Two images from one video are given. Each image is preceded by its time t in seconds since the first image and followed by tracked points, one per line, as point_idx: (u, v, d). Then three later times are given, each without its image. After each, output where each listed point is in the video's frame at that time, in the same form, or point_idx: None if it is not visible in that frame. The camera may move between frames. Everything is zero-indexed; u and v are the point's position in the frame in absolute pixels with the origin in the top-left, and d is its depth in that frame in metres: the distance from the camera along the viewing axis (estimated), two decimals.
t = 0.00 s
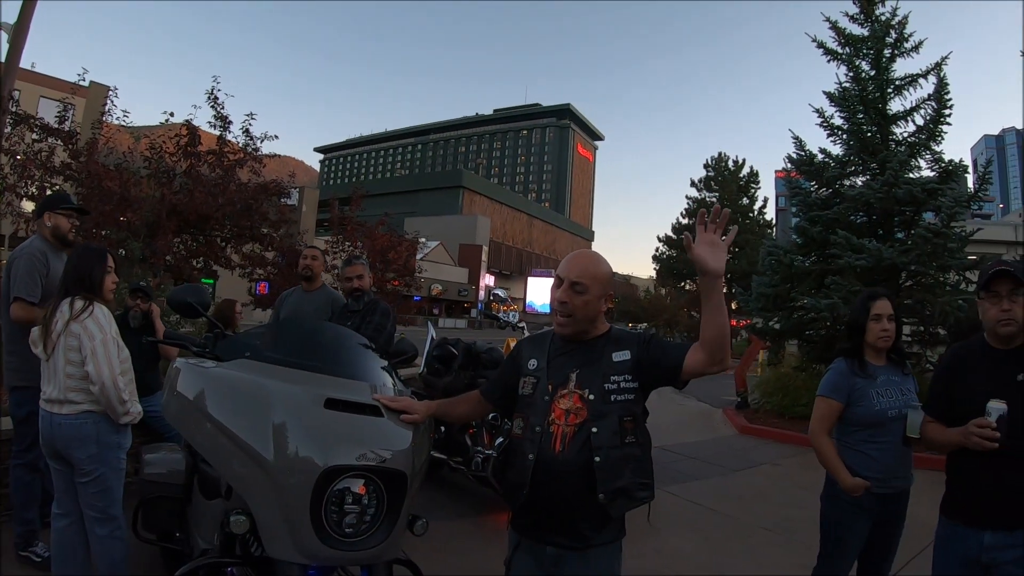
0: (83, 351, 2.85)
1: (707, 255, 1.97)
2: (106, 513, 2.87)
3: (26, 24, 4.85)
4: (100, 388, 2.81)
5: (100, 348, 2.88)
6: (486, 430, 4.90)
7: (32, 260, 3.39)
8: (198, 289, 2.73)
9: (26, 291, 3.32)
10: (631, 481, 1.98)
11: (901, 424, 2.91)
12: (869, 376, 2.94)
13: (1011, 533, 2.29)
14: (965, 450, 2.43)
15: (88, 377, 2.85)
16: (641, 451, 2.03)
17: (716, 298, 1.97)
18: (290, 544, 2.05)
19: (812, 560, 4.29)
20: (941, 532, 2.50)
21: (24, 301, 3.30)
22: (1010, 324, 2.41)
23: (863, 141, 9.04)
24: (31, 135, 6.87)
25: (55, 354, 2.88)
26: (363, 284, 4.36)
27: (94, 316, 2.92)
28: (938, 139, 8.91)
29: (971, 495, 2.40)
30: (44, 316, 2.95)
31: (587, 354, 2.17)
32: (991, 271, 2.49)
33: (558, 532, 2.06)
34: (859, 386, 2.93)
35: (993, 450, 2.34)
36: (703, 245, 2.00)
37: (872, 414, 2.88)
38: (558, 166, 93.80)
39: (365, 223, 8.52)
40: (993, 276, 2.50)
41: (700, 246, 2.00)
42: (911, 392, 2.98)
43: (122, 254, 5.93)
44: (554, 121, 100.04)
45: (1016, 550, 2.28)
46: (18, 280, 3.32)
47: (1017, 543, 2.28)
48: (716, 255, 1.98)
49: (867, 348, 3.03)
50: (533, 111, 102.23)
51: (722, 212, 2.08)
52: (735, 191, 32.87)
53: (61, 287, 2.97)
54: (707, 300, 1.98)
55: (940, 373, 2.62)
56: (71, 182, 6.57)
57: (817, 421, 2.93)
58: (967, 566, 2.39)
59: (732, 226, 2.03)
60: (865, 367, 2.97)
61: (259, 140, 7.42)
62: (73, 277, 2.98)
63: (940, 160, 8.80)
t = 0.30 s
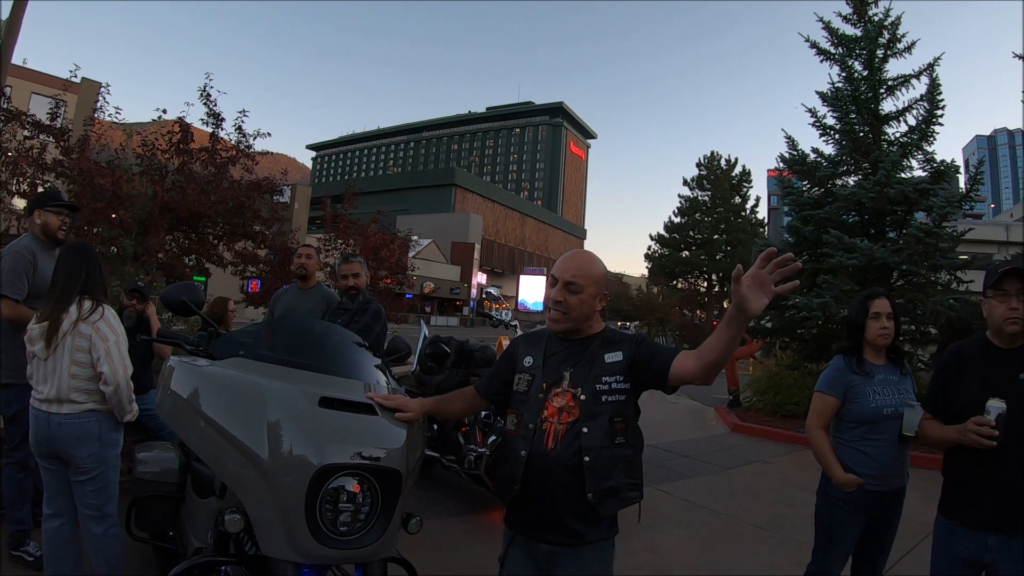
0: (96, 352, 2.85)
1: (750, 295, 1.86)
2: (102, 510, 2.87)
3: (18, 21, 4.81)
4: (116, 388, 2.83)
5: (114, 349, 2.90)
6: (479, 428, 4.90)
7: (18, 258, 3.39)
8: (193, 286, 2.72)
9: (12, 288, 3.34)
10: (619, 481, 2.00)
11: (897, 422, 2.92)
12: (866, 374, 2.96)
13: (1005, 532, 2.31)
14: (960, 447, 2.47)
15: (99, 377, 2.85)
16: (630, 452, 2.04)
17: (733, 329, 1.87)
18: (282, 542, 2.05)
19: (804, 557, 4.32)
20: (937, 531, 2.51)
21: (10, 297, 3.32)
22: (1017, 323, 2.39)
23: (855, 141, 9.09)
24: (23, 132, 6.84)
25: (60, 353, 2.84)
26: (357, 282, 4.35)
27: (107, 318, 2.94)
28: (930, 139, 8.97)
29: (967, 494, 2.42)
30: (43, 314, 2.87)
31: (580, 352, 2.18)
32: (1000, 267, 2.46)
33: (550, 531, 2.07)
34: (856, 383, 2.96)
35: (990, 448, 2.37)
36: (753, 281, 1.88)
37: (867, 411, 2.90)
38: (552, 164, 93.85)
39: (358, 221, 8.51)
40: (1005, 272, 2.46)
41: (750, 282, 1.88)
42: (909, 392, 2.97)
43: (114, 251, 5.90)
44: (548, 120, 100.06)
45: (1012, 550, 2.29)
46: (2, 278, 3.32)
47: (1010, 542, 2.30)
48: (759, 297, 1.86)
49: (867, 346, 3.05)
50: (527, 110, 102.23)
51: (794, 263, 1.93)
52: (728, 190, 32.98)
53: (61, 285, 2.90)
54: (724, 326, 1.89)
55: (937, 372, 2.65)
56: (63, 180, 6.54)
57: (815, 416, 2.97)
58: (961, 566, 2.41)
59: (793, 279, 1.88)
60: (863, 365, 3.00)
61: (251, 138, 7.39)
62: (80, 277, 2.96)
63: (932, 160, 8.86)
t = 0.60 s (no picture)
0: (111, 355, 2.88)
1: (747, 294, 1.86)
2: (101, 508, 2.87)
3: (13, 18, 4.79)
4: (134, 391, 2.90)
5: (128, 353, 2.95)
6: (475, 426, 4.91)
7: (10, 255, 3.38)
8: (189, 286, 2.72)
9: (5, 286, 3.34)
10: (615, 481, 2.01)
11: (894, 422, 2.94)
12: (863, 374, 2.98)
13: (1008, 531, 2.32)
14: (969, 448, 2.45)
15: (111, 380, 2.88)
16: (626, 451, 2.06)
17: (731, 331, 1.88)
18: (279, 541, 2.05)
19: (798, 555, 4.34)
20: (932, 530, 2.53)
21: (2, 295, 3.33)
22: None
23: (850, 141, 9.13)
24: (16, 130, 6.81)
25: (69, 354, 2.82)
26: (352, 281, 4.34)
27: (119, 321, 2.97)
28: (924, 139, 9.01)
29: (973, 494, 2.42)
30: (47, 314, 2.82)
31: (577, 351, 2.19)
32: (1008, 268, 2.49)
33: (545, 529, 2.08)
34: (853, 382, 2.98)
35: (1000, 448, 2.37)
36: (749, 280, 1.88)
37: (864, 411, 2.92)
38: (547, 163, 93.87)
39: (353, 219, 8.51)
40: (1014, 273, 2.48)
41: (747, 281, 1.88)
42: (906, 392, 2.99)
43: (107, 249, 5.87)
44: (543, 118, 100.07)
45: (1009, 548, 2.32)
46: None
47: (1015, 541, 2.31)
48: (755, 296, 1.86)
49: (865, 345, 3.07)
50: (522, 108, 102.19)
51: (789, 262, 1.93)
52: (722, 189, 33.06)
53: (68, 286, 2.86)
54: (721, 326, 1.90)
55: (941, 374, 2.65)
56: (56, 177, 6.51)
57: (811, 415, 2.99)
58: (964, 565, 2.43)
59: (788, 278, 1.88)
60: (860, 365, 3.02)
61: (246, 136, 7.37)
62: (89, 279, 2.95)
63: (926, 160, 8.90)
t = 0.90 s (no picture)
0: (117, 354, 2.89)
1: (745, 301, 1.87)
2: (100, 507, 2.88)
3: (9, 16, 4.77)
4: (138, 390, 2.92)
5: (133, 352, 2.96)
6: (472, 425, 4.92)
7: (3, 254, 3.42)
8: (186, 285, 2.72)
9: None
10: (612, 479, 2.02)
11: (889, 420, 2.96)
12: (859, 372, 3.00)
13: (1005, 531, 2.35)
14: (975, 447, 2.47)
15: (116, 378, 2.88)
16: (621, 449, 2.07)
17: (728, 338, 1.89)
18: (277, 539, 2.06)
19: (792, 554, 4.37)
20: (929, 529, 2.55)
21: None
22: None
23: (845, 140, 9.16)
24: (11, 127, 6.78)
25: (75, 353, 2.83)
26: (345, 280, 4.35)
27: (124, 321, 2.98)
28: (919, 139, 9.05)
29: (974, 493, 2.44)
30: (52, 313, 2.81)
31: (573, 350, 2.20)
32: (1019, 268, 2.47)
33: (542, 527, 2.09)
34: (848, 381, 3.00)
35: (1005, 448, 2.39)
36: (748, 287, 1.90)
37: (860, 409, 2.94)
38: (543, 162, 93.89)
39: (348, 218, 8.51)
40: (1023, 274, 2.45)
41: (746, 288, 1.90)
42: (902, 391, 3.01)
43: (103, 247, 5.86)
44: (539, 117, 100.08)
45: (1006, 547, 2.34)
46: None
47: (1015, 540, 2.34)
48: (754, 303, 1.87)
49: (861, 344, 3.09)
50: (519, 107, 102.17)
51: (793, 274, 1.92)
52: (717, 188, 33.13)
53: (74, 286, 2.86)
54: (719, 330, 1.92)
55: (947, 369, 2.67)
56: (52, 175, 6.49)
57: (808, 414, 3.00)
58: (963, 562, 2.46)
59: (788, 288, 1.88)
60: (856, 363, 3.04)
61: (241, 134, 7.36)
62: (94, 279, 2.96)
63: (921, 160, 8.94)
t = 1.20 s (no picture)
0: (118, 353, 2.89)
1: (736, 294, 1.88)
2: (98, 506, 2.88)
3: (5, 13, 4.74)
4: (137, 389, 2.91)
5: (133, 351, 2.96)
6: (468, 424, 4.93)
7: None
8: (183, 283, 2.73)
9: None
10: (609, 477, 2.03)
11: (884, 417, 2.97)
12: (853, 370, 3.02)
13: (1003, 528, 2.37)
14: (984, 449, 2.47)
15: (115, 378, 2.88)
16: (618, 448, 2.08)
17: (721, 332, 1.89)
18: (275, 538, 2.06)
19: (787, 552, 4.39)
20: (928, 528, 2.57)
21: None
22: None
23: (841, 140, 9.19)
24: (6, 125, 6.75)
25: (75, 351, 2.82)
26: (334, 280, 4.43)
27: (123, 321, 2.98)
28: (915, 140, 9.08)
29: (978, 494, 2.46)
30: (53, 312, 2.81)
31: (570, 349, 2.21)
32: None
33: (539, 525, 2.09)
34: (843, 379, 3.01)
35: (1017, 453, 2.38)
36: (740, 281, 1.91)
37: (855, 406, 2.96)
38: (540, 161, 93.94)
39: (344, 216, 8.51)
40: None
41: (737, 282, 1.91)
42: (896, 389, 3.04)
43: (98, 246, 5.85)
44: (536, 116, 100.09)
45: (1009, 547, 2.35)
46: None
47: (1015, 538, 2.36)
48: (745, 297, 1.88)
49: (855, 344, 3.10)
50: (515, 106, 102.19)
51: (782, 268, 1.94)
52: (713, 187, 33.20)
53: (75, 285, 2.86)
54: (710, 326, 1.92)
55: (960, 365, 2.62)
56: (47, 173, 6.47)
57: (804, 413, 3.01)
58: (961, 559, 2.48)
59: (778, 281, 1.91)
60: (849, 363, 3.06)
61: (237, 132, 7.35)
62: (95, 278, 2.95)
63: (916, 160, 8.97)
